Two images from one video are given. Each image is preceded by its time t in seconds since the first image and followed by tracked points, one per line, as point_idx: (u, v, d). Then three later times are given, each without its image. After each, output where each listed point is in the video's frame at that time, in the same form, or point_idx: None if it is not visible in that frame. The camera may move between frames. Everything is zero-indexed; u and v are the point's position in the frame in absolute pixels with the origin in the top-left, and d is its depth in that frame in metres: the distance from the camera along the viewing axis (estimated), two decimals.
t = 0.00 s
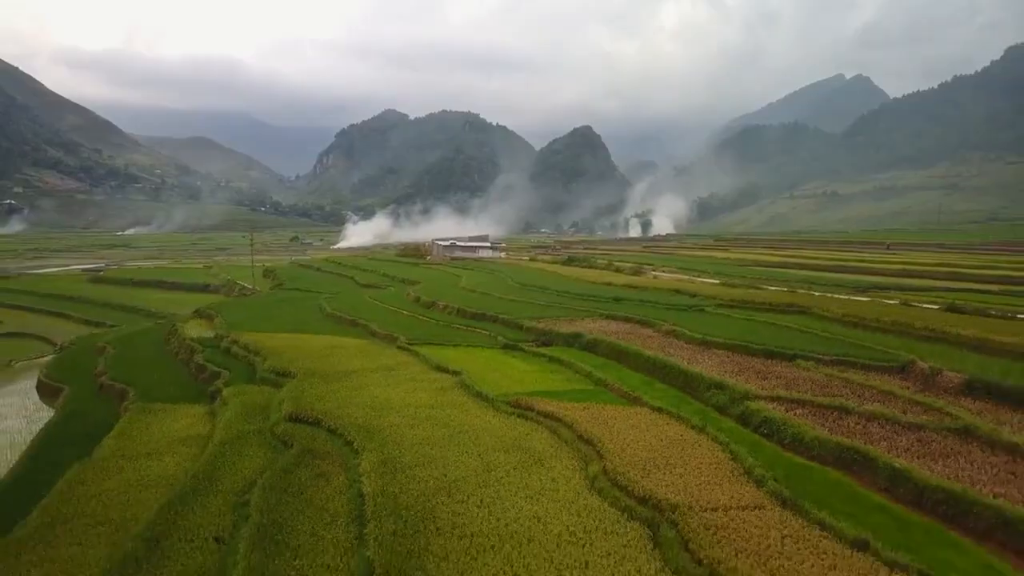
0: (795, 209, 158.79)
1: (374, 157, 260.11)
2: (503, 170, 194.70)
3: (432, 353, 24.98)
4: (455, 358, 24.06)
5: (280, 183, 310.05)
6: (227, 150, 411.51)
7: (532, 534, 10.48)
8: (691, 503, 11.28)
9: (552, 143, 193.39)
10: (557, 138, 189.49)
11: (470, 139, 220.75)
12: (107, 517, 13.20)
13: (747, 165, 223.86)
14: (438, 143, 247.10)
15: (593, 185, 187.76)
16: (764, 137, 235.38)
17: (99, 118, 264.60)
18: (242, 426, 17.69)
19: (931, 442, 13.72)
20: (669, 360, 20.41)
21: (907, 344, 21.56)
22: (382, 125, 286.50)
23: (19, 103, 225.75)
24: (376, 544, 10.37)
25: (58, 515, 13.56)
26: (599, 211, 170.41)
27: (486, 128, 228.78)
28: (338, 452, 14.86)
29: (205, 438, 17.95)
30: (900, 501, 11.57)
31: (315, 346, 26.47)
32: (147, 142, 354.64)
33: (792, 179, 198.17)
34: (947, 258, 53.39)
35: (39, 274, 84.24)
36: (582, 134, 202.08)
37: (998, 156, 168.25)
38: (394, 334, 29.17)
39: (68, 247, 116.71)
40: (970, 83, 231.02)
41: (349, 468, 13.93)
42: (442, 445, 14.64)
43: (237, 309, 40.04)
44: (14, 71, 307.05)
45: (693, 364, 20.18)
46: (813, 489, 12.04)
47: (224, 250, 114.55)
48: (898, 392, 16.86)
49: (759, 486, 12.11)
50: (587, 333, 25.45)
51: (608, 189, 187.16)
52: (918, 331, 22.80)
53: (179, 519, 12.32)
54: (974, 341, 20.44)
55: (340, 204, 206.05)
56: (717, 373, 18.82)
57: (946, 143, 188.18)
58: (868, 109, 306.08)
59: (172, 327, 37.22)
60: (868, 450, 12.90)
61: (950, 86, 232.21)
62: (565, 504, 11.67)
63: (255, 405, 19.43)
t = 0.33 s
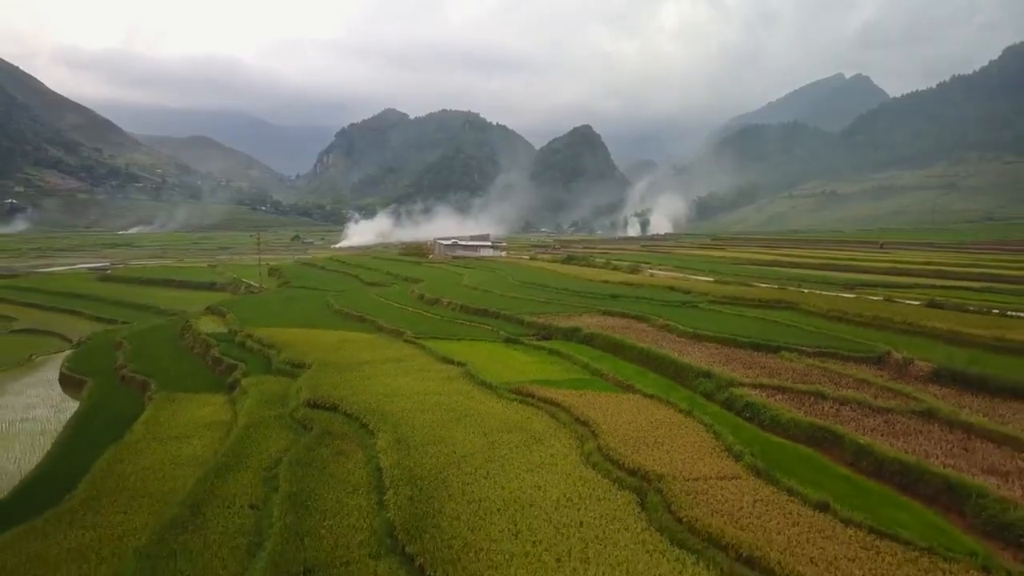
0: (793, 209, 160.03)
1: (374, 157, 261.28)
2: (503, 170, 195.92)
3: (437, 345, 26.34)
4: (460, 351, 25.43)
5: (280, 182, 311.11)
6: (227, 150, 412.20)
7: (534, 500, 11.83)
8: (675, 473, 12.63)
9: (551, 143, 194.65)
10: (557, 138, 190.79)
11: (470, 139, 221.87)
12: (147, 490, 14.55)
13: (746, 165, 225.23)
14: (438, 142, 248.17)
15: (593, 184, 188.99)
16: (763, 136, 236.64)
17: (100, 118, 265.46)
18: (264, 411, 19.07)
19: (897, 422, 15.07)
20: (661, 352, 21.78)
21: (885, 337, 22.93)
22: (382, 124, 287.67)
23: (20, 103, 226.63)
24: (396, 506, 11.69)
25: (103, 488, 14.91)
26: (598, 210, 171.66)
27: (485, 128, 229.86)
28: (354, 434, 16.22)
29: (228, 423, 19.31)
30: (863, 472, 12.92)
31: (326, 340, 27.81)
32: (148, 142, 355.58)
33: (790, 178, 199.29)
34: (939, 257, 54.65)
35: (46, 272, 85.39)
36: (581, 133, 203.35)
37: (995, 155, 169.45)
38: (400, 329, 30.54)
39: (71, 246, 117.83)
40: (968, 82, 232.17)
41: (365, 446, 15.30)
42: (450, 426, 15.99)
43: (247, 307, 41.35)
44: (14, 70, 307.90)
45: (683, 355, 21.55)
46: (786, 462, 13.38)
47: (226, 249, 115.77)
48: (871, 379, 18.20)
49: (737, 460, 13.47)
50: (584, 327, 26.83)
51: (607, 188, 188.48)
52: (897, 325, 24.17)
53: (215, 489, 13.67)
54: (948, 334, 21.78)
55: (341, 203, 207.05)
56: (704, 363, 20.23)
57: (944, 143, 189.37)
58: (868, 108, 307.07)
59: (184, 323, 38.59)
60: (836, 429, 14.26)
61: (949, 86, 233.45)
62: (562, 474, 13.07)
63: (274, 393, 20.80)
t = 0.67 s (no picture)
0: (791, 209, 161.38)
1: (374, 157, 262.81)
2: (503, 169, 197.33)
3: (443, 340, 27.78)
4: (465, 344, 26.83)
5: (279, 181, 312.28)
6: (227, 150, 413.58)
7: (535, 472, 13.23)
8: (661, 450, 14.01)
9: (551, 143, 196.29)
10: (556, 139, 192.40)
11: (469, 138, 223.23)
12: (182, 468, 15.98)
13: (745, 165, 226.67)
14: (438, 142, 249.35)
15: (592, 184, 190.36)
16: (762, 136, 238.06)
17: (100, 118, 266.89)
18: (284, 398, 20.49)
19: (866, 406, 16.50)
20: (654, 345, 23.21)
21: (865, 331, 24.33)
22: (381, 124, 289.10)
23: (21, 102, 227.96)
24: (412, 478, 13.08)
25: (139, 467, 16.27)
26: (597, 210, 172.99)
27: (485, 128, 231.31)
28: (369, 418, 17.63)
29: (249, 410, 20.72)
30: (831, 449, 14.33)
31: (337, 335, 29.24)
32: (148, 143, 356.85)
33: (788, 178, 200.62)
34: (929, 256, 56.08)
35: (52, 271, 86.78)
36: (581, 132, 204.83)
37: (992, 155, 170.80)
38: (406, 324, 31.99)
39: (74, 246, 119.14)
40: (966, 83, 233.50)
41: (381, 428, 16.72)
42: (457, 411, 17.42)
43: (256, 304, 42.79)
44: (14, 70, 309.29)
45: (675, 348, 22.97)
46: (762, 440, 14.79)
47: (228, 249, 117.18)
48: (848, 369, 19.64)
49: (718, 439, 14.87)
50: (581, 323, 28.27)
51: (608, 187, 189.87)
52: (878, 320, 25.61)
53: (245, 466, 15.04)
54: (924, 328, 23.19)
55: (341, 203, 208.49)
56: (693, 355, 21.65)
57: (941, 143, 190.71)
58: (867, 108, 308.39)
59: (197, 320, 40.06)
60: (810, 412, 15.68)
61: (947, 86, 235.02)
62: (560, 451, 14.50)
63: (291, 383, 22.23)
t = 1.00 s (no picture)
0: (789, 209, 162.85)
1: (375, 157, 264.44)
2: (503, 168, 198.97)
3: (449, 335, 29.25)
4: (469, 338, 28.30)
5: (280, 181, 313.95)
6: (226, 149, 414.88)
7: (537, 449, 14.68)
8: (650, 430, 15.48)
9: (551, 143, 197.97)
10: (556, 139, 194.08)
11: (469, 138, 224.79)
12: (214, 448, 17.50)
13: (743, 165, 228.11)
14: (438, 142, 250.36)
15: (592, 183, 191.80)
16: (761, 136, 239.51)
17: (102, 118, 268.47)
18: (302, 387, 21.98)
19: (841, 392, 17.94)
20: (648, 339, 24.67)
21: (848, 325, 25.75)
22: (382, 124, 290.76)
23: (23, 103, 229.69)
24: (426, 454, 14.53)
25: (171, 448, 17.76)
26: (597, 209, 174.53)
27: (485, 128, 232.89)
28: (383, 403, 19.13)
29: (270, 398, 22.22)
30: (805, 430, 15.78)
31: (348, 330, 30.70)
32: (149, 142, 358.73)
33: (787, 178, 202.10)
34: (920, 255, 57.56)
35: (60, 270, 88.42)
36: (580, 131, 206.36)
37: (989, 155, 172.21)
38: (413, 320, 33.48)
39: (78, 246, 120.60)
40: (964, 83, 234.94)
41: (395, 412, 18.20)
42: (464, 398, 18.87)
43: (266, 301, 44.30)
44: (15, 70, 310.25)
45: (668, 341, 24.43)
46: (742, 422, 16.26)
47: (231, 249, 118.74)
48: (827, 360, 21.09)
49: (704, 420, 16.33)
50: (580, 319, 29.74)
51: (608, 186, 191.44)
52: (860, 316, 27.05)
53: (271, 446, 16.48)
54: (902, 323, 24.67)
55: (342, 203, 209.94)
56: (685, 347, 23.09)
57: (939, 144, 192.15)
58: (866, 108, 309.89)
59: (210, 317, 41.60)
60: (787, 399, 17.15)
61: (945, 87, 236.49)
62: (560, 430, 15.97)
63: (307, 373, 23.73)
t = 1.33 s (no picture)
0: (788, 208, 164.20)
1: (375, 156, 265.95)
2: (503, 168, 200.56)
3: (454, 329, 30.81)
4: (473, 333, 29.82)
5: (281, 180, 315.10)
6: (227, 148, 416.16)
7: (538, 428, 16.20)
8: (639, 411, 17.02)
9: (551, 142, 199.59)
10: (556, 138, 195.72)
11: (469, 137, 226.17)
12: (240, 431, 19.01)
13: (742, 165, 229.57)
14: (438, 142, 251.86)
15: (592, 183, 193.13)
16: (760, 136, 240.90)
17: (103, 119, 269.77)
18: (319, 376, 23.51)
19: (819, 379, 19.40)
20: (643, 332, 26.17)
21: (831, 320, 27.24)
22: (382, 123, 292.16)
23: (24, 103, 231.10)
24: (438, 432, 16.03)
25: (200, 431, 19.29)
26: (597, 208, 175.91)
27: (485, 128, 234.34)
28: (395, 390, 20.63)
29: (287, 387, 23.72)
30: (782, 411, 17.31)
31: (357, 325, 32.22)
32: (150, 142, 360.13)
33: (785, 179, 203.53)
34: (912, 254, 59.01)
35: (67, 269, 89.95)
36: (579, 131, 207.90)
37: (986, 156, 173.60)
38: (419, 316, 35.01)
39: (81, 245, 121.94)
40: (962, 83, 236.27)
41: (406, 397, 19.72)
42: (471, 385, 20.40)
43: (276, 299, 45.82)
44: (15, 70, 311.53)
45: (661, 334, 25.94)
46: (725, 404, 17.79)
47: (233, 248, 120.19)
48: (809, 351, 22.59)
49: (691, 404, 17.82)
50: (578, 314, 31.24)
51: (607, 185, 193.02)
52: (845, 312, 28.50)
53: (295, 427, 17.97)
54: (883, 318, 26.14)
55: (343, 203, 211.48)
56: (676, 340, 24.60)
57: (937, 144, 193.49)
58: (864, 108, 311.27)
59: (221, 313, 43.13)
60: (767, 386, 18.64)
61: (943, 87, 237.82)
62: (558, 413, 17.45)
63: (323, 364, 25.30)
